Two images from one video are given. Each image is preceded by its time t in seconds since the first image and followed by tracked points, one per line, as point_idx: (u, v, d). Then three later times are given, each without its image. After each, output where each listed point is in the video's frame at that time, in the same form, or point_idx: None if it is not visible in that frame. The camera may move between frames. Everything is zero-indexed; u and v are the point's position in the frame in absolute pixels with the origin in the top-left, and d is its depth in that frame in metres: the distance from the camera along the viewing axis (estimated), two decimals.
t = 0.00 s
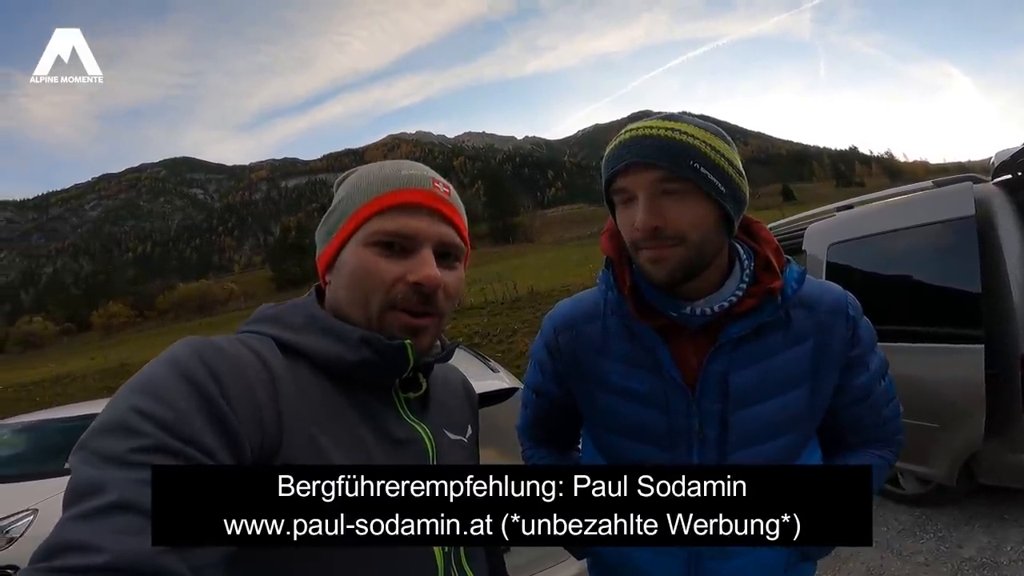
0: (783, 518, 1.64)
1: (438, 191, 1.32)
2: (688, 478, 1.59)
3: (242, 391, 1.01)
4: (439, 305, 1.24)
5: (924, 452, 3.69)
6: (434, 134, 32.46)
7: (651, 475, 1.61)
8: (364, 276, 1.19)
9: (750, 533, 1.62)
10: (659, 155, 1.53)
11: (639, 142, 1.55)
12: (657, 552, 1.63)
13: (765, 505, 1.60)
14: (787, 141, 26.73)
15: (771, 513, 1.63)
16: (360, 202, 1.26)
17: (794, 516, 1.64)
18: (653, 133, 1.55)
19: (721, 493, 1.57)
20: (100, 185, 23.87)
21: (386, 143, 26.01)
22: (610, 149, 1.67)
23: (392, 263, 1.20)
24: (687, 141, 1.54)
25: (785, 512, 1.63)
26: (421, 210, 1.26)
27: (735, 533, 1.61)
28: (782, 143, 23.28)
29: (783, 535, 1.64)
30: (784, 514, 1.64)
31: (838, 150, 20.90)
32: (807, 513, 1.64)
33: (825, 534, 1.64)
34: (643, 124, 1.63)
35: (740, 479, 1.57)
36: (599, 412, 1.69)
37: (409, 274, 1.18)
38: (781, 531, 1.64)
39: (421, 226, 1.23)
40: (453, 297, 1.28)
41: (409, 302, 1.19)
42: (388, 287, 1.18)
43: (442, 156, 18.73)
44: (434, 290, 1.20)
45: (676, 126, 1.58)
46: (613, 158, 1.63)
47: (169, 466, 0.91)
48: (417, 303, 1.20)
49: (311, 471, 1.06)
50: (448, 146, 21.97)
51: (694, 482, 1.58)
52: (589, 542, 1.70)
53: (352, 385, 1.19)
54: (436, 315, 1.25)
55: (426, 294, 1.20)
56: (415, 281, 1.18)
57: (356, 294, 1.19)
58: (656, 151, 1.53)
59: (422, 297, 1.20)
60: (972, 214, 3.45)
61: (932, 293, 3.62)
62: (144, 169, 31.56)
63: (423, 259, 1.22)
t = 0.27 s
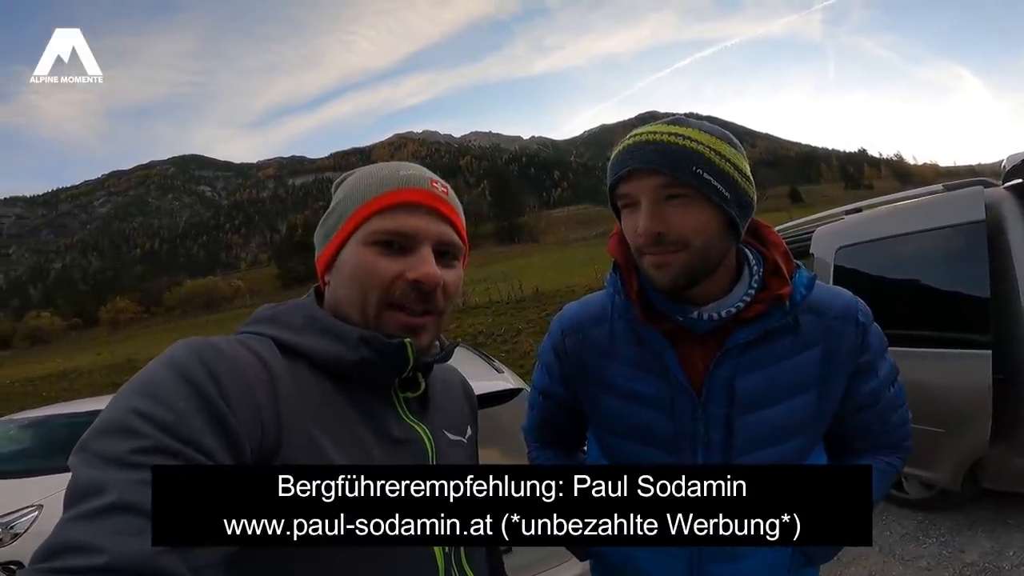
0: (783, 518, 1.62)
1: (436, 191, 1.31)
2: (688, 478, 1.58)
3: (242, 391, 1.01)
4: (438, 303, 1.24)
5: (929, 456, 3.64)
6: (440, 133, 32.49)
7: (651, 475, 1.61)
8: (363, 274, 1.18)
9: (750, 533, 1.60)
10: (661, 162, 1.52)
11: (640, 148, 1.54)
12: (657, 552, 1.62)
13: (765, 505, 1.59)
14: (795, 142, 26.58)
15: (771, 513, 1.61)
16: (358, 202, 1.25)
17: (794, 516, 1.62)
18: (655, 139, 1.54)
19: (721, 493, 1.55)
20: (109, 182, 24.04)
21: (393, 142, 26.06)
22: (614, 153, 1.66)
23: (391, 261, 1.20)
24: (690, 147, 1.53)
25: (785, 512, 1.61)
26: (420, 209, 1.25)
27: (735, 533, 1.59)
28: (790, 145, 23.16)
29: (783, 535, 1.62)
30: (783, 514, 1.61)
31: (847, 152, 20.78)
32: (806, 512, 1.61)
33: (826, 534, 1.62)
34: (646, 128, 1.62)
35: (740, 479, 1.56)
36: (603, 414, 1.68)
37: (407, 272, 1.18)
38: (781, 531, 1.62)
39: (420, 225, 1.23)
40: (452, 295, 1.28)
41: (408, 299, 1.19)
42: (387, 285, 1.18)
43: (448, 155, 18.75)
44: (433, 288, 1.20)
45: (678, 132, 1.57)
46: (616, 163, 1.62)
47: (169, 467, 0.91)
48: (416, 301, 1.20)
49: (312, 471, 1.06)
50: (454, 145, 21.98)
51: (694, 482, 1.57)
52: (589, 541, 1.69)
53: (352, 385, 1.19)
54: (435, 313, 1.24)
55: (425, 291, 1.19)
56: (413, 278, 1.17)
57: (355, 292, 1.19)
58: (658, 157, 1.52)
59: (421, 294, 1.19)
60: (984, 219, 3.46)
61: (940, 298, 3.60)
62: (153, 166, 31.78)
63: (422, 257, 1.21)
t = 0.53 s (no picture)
0: (783, 518, 1.61)
1: (438, 191, 1.32)
2: (688, 477, 1.58)
3: (243, 391, 1.01)
4: (439, 303, 1.24)
5: (931, 458, 3.63)
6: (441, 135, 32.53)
7: (651, 475, 1.61)
8: (364, 275, 1.18)
9: (750, 533, 1.60)
10: (659, 163, 1.52)
11: (638, 150, 1.54)
12: (657, 553, 1.62)
13: (765, 505, 1.58)
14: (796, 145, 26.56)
15: (771, 513, 1.60)
16: (359, 202, 1.25)
17: (794, 515, 1.61)
18: (653, 141, 1.54)
19: (721, 493, 1.55)
20: (110, 184, 24.08)
21: (394, 144, 26.08)
22: (613, 155, 1.66)
23: (393, 261, 1.20)
24: (688, 149, 1.53)
25: (785, 512, 1.60)
26: (421, 210, 1.25)
27: (735, 533, 1.59)
28: (791, 148, 23.19)
29: (783, 535, 1.61)
30: (783, 514, 1.61)
31: (849, 155, 20.75)
32: (806, 512, 1.61)
33: (826, 534, 1.62)
34: (645, 130, 1.62)
35: (740, 479, 1.55)
36: (605, 415, 1.68)
37: (409, 272, 1.18)
38: (781, 531, 1.62)
39: (420, 225, 1.23)
40: (454, 295, 1.28)
41: (410, 300, 1.19)
42: (388, 286, 1.18)
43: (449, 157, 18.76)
44: (434, 289, 1.20)
45: (675, 134, 1.57)
46: (616, 164, 1.62)
47: (170, 466, 0.91)
48: (418, 301, 1.20)
49: (312, 471, 1.06)
50: (455, 147, 21.99)
51: (694, 482, 1.57)
52: (589, 542, 1.69)
53: (353, 385, 1.19)
54: (437, 313, 1.24)
55: (427, 292, 1.19)
56: (415, 279, 1.18)
57: (356, 293, 1.19)
58: (655, 159, 1.52)
59: (423, 295, 1.19)
60: (984, 220, 3.46)
61: (940, 300, 3.59)
62: (155, 167, 31.85)
63: (423, 258, 1.21)
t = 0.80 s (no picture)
0: (783, 518, 1.61)
1: (440, 190, 1.31)
2: (688, 478, 1.58)
3: (244, 392, 1.01)
4: (442, 303, 1.23)
5: (932, 454, 3.64)
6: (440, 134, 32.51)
7: (651, 475, 1.61)
8: (366, 275, 1.18)
9: (750, 533, 1.59)
10: (656, 160, 1.51)
11: (636, 148, 1.54)
12: (658, 553, 1.62)
13: (765, 505, 1.58)
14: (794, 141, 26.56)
15: (771, 514, 1.60)
16: (360, 203, 1.25)
17: (794, 516, 1.61)
18: (650, 139, 1.54)
19: (721, 493, 1.55)
20: (109, 185, 24.07)
21: (393, 143, 26.06)
22: (611, 154, 1.66)
23: (395, 262, 1.19)
24: (685, 146, 1.53)
25: (785, 512, 1.60)
26: (422, 209, 1.25)
27: (735, 534, 1.59)
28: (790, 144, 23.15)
29: (783, 535, 1.61)
30: (784, 515, 1.61)
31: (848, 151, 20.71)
32: (806, 513, 1.61)
33: (828, 532, 1.61)
34: (643, 128, 1.62)
35: (740, 479, 1.55)
36: (607, 414, 1.68)
37: (411, 273, 1.18)
38: (781, 531, 1.61)
39: (422, 225, 1.23)
40: (457, 295, 1.27)
41: (413, 300, 1.18)
42: (390, 286, 1.17)
43: (448, 156, 18.75)
44: (437, 288, 1.19)
45: (672, 131, 1.57)
46: (614, 162, 1.62)
47: (172, 466, 0.90)
48: (420, 301, 1.19)
49: (312, 470, 1.06)
50: (454, 146, 21.97)
51: (694, 482, 1.58)
52: (591, 542, 1.69)
53: (354, 385, 1.18)
54: (440, 313, 1.24)
55: (430, 292, 1.19)
56: (416, 279, 1.17)
57: (358, 293, 1.19)
58: (653, 156, 1.52)
59: (426, 295, 1.19)
60: (984, 215, 3.45)
61: (940, 295, 3.59)
62: (154, 168, 31.83)
63: (425, 257, 1.21)
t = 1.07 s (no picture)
0: (783, 518, 1.61)
1: (441, 191, 1.31)
2: (688, 477, 1.58)
3: (244, 391, 1.01)
4: (443, 304, 1.23)
5: (933, 454, 3.64)
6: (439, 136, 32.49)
7: (651, 475, 1.61)
8: (367, 275, 1.18)
9: (750, 534, 1.60)
10: (652, 161, 1.52)
11: (633, 149, 1.54)
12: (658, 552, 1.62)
13: (765, 505, 1.58)
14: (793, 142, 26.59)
15: (771, 513, 1.60)
16: (360, 203, 1.25)
17: (794, 516, 1.61)
18: (647, 140, 1.55)
19: (721, 493, 1.55)
20: (109, 188, 24.07)
21: (392, 145, 26.07)
22: (609, 154, 1.67)
23: (397, 263, 1.20)
24: (681, 146, 1.54)
25: (785, 512, 1.60)
26: (422, 210, 1.25)
27: (735, 534, 1.59)
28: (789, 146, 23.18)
29: (783, 535, 1.61)
30: (784, 514, 1.61)
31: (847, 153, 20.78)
32: (807, 513, 1.61)
33: (828, 533, 1.62)
34: (640, 129, 1.62)
35: (740, 479, 1.55)
36: (606, 414, 1.69)
37: (412, 273, 1.18)
38: (781, 532, 1.61)
39: (423, 225, 1.23)
40: (458, 296, 1.28)
41: (415, 301, 1.19)
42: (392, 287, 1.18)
43: (447, 158, 18.77)
44: (438, 289, 1.20)
45: (668, 132, 1.58)
46: (612, 163, 1.63)
47: (171, 465, 0.90)
48: (421, 302, 1.19)
49: (311, 470, 1.06)
50: (454, 148, 21.99)
51: (694, 482, 1.58)
52: (591, 542, 1.68)
53: (354, 385, 1.19)
54: (441, 314, 1.24)
55: (431, 293, 1.19)
56: (418, 279, 1.17)
57: (359, 294, 1.19)
58: (649, 157, 1.53)
59: (427, 296, 1.19)
60: (982, 215, 3.45)
61: (940, 296, 3.60)
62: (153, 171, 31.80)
63: (426, 258, 1.21)
